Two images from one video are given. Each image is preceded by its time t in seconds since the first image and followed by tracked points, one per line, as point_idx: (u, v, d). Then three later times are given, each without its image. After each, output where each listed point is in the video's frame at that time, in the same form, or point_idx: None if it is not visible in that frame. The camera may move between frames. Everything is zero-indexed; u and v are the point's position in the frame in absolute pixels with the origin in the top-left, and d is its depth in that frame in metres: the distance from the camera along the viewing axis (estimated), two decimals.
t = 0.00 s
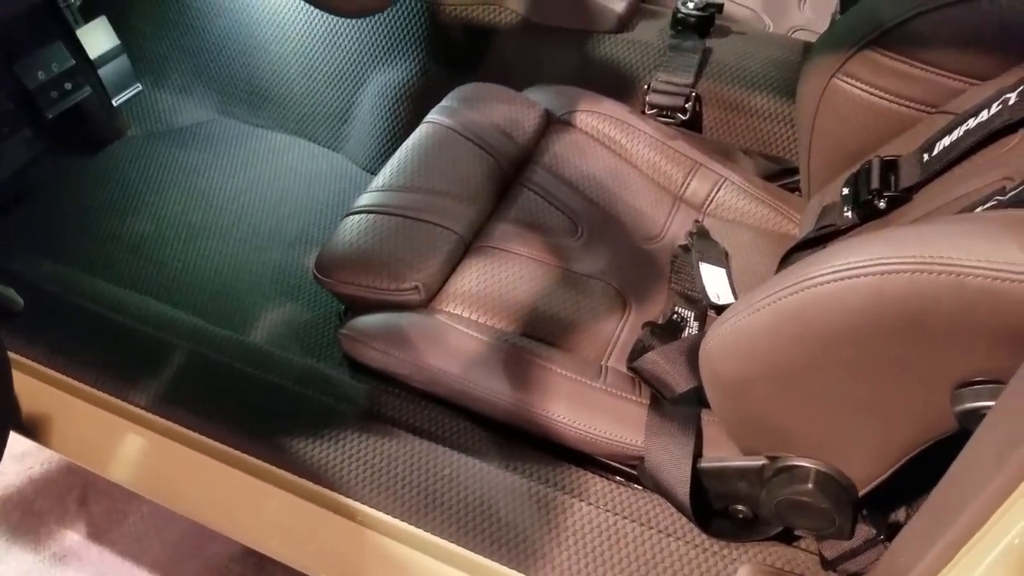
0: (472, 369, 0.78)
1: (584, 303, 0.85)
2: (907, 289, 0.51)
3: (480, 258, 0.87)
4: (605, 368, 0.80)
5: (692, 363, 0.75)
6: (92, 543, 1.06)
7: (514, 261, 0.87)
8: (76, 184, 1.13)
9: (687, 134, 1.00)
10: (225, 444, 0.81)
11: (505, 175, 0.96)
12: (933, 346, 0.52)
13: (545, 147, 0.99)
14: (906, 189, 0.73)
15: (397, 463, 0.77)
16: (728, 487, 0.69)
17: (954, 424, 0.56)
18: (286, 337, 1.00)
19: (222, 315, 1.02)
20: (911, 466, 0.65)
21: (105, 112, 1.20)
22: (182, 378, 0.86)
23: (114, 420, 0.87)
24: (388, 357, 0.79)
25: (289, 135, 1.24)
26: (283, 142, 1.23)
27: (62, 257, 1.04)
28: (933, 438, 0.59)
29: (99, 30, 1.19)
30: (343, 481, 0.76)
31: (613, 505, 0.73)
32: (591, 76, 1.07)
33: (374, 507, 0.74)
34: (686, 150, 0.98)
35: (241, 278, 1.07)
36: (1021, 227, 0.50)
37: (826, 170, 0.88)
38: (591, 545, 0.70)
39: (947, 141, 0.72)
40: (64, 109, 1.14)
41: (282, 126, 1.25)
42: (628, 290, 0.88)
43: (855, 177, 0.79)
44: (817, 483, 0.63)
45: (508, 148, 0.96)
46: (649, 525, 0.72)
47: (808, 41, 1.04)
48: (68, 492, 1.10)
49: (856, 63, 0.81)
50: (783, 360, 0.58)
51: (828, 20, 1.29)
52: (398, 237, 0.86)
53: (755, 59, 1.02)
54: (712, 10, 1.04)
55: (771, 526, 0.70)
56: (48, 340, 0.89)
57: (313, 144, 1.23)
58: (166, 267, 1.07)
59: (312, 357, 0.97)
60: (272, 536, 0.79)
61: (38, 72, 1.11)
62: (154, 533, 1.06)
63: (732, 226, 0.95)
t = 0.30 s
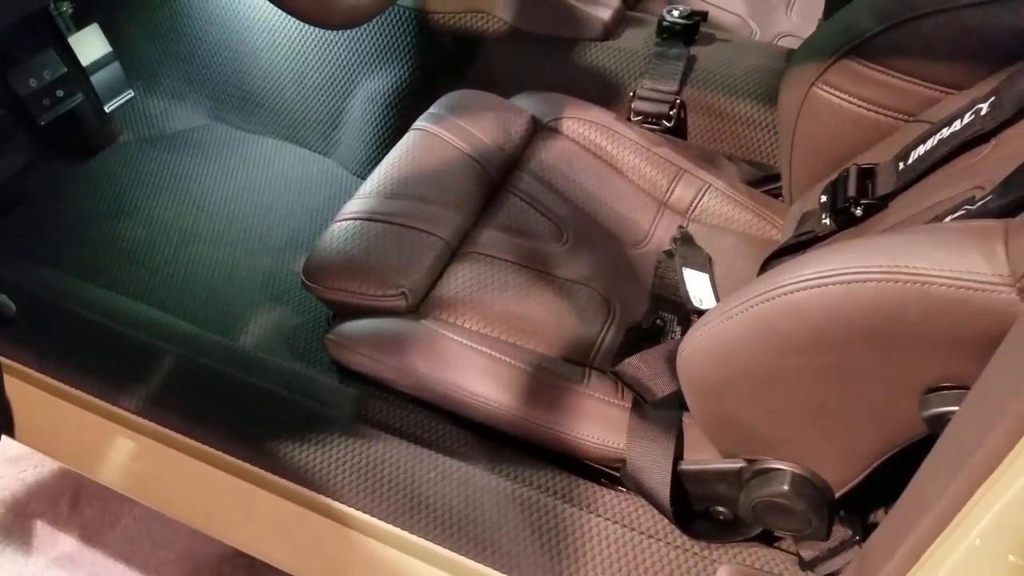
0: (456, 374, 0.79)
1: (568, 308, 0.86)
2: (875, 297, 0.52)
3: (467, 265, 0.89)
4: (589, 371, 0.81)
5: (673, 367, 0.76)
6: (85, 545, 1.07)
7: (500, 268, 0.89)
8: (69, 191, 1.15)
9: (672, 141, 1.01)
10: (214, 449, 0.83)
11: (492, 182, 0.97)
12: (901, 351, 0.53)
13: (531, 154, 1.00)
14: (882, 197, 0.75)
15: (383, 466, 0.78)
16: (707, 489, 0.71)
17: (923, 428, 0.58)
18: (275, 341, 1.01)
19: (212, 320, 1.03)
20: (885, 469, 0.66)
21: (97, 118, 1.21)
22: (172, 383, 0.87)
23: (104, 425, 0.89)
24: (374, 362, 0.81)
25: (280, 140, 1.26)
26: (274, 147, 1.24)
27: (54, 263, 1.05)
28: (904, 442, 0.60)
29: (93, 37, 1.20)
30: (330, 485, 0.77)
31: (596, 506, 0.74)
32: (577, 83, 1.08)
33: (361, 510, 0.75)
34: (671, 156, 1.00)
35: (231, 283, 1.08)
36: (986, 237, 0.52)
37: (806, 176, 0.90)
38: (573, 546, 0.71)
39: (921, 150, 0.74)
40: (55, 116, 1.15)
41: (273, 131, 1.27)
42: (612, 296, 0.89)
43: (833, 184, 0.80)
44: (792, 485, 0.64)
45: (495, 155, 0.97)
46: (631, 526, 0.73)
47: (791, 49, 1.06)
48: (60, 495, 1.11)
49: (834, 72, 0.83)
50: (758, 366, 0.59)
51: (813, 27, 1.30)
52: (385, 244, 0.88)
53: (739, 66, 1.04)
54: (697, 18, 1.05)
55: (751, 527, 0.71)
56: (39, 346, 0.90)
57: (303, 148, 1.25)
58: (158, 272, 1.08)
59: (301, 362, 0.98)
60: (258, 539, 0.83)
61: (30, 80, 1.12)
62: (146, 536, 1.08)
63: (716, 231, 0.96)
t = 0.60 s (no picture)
0: (445, 367, 0.81)
1: (556, 303, 0.89)
2: (846, 289, 0.54)
3: (456, 261, 0.91)
4: (574, 364, 0.84)
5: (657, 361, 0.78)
6: (82, 537, 1.09)
7: (489, 264, 0.91)
8: (66, 189, 1.17)
9: (660, 140, 1.03)
10: (210, 441, 0.85)
11: (482, 181, 0.99)
12: (871, 342, 0.55)
13: (522, 153, 1.02)
14: (861, 194, 0.77)
15: (374, 459, 0.80)
16: (691, 479, 0.73)
17: (896, 418, 0.59)
18: (269, 337, 1.03)
19: (208, 317, 1.05)
20: (863, 459, 0.68)
21: (94, 118, 1.23)
22: (167, 377, 0.89)
23: (101, 417, 0.91)
24: (365, 356, 0.82)
25: (275, 139, 1.28)
26: (269, 147, 1.26)
27: (52, 261, 1.07)
28: (878, 432, 0.62)
29: (91, 38, 1.23)
30: (322, 476, 0.79)
31: (582, 497, 0.76)
32: (567, 83, 1.10)
33: (353, 500, 0.77)
34: (658, 155, 1.02)
35: (227, 280, 1.10)
36: (952, 231, 0.53)
37: (790, 174, 0.92)
38: (561, 534, 0.73)
39: (898, 148, 0.75)
40: (53, 116, 1.17)
41: (268, 131, 1.29)
42: (600, 292, 0.91)
43: (814, 181, 0.82)
44: (771, 474, 0.66)
45: (486, 154, 0.99)
46: (618, 514, 0.75)
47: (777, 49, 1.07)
48: (59, 488, 1.13)
49: (814, 73, 0.85)
50: (735, 359, 0.61)
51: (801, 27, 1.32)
52: (376, 241, 0.89)
53: (724, 67, 1.05)
54: (684, 19, 1.06)
55: (733, 517, 0.72)
56: (38, 342, 0.93)
57: (298, 148, 1.27)
58: (155, 269, 1.10)
59: (295, 357, 1.00)
60: (251, 532, 0.83)
61: (28, 80, 1.14)
62: (143, 528, 1.09)
63: (702, 229, 0.98)
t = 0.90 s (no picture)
0: (432, 369, 0.83)
1: (540, 307, 0.91)
2: (805, 295, 0.57)
3: (442, 265, 0.93)
4: (556, 368, 0.86)
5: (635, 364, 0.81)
6: (81, 533, 1.12)
7: (474, 268, 0.93)
8: (67, 195, 1.19)
9: (643, 148, 1.06)
10: (205, 440, 0.88)
11: (470, 188, 1.02)
12: (831, 345, 0.58)
13: (509, 160, 1.05)
14: (830, 203, 0.79)
15: (363, 458, 0.82)
16: (666, 478, 0.75)
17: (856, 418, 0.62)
18: (264, 340, 1.06)
19: (204, 320, 1.08)
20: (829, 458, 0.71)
21: (94, 124, 1.25)
22: (164, 377, 0.92)
23: (100, 416, 0.94)
24: (354, 356, 0.85)
25: (270, 145, 1.31)
26: (264, 153, 1.29)
27: (53, 265, 1.10)
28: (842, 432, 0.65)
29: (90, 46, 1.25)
30: (313, 473, 0.82)
31: (563, 493, 0.79)
32: (553, 92, 1.13)
33: (342, 497, 0.80)
34: (641, 162, 1.05)
35: (223, 283, 1.14)
36: (904, 240, 0.56)
37: (766, 181, 0.95)
38: (542, 532, 0.75)
39: (865, 158, 0.79)
40: (53, 123, 1.20)
41: (263, 137, 1.32)
42: (583, 296, 0.94)
43: (787, 190, 0.85)
44: (742, 471, 0.67)
45: (473, 161, 1.02)
46: (596, 510, 0.78)
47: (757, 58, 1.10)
48: (59, 486, 1.16)
49: (789, 84, 0.88)
50: (704, 362, 0.64)
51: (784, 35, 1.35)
52: (366, 246, 0.92)
53: (707, 76, 1.08)
54: (667, 30, 1.10)
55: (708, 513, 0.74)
56: (39, 344, 0.96)
57: (292, 154, 1.30)
58: (152, 273, 1.13)
59: (288, 359, 1.03)
60: (245, 527, 0.86)
61: (28, 89, 1.16)
62: (140, 525, 1.12)
63: (683, 235, 1.01)
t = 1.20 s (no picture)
0: (412, 381, 0.85)
1: (520, 322, 0.94)
2: (760, 324, 0.59)
3: (426, 280, 0.96)
4: (534, 383, 0.89)
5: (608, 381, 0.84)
6: (76, 533, 1.15)
7: (457, 283, 0.96)
8: (65, 204, 1.22)
9: (626, 165, 1.09)
10: (196, 448, 0.90)
11: (455, 204, 1.05)
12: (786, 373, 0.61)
13: (495, 176, 1.08)
14: (799, 228, 0.82)
15: (346, 466, 0.85)
16: (635, 492, 0.78)
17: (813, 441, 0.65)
18: (255, 350, 1.09)
19: (198, 329, 1.11)
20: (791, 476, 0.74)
21: (94, 136, 1.28)
22: (157, 386, 0.95)
23: (95, 421, 0.96)
24: (337, 368, 0.88)
25: (266, 157, 1.35)
26: (259, 164, 1.33)
27: (52, 273, 1.12)
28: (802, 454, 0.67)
29: (91, 59, 1.27)
30: (297, 481, 0.85)
31: (537, 505, 0.83)
32: (540, 110, 1.17)
33: (325, 505, 0.83)
34: (623, 180, 1.07)
35: (218, 293, 1.16)
36: (856, 274, 0.58)
37: (743, 202, 0.97)
38: (517, 542, 0.78)
39: (834, 185, 0.81)
40: (54, 136, 1.22)
41: (259, 149, 1.35)
42: (563, 311, 0.97)
43: (759, 214, 0.87)
44: (705, 488, 0.70)
45: (458, 177, 1.05)
46: (571, 522, 0.81)
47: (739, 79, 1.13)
48: (55, 486, 1.19)
49: (762, 110, 0.90)
50: (668, 385, 0.67)
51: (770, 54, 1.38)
52: (352, 261, 0.95)
53: (688, 97, 1.11)
54: (651, 50, 1.12)
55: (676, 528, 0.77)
56: (36, 349, 0.99)
57: (288, 166, 1.33)
58: (149, 282, 1.16)
59: (279, 368, 1.07)
60: (236, 532, 0.88)
61: (31, 102, 1.18)
62: (133, 525, 1.16)
63: (664, 251, 1.03)
